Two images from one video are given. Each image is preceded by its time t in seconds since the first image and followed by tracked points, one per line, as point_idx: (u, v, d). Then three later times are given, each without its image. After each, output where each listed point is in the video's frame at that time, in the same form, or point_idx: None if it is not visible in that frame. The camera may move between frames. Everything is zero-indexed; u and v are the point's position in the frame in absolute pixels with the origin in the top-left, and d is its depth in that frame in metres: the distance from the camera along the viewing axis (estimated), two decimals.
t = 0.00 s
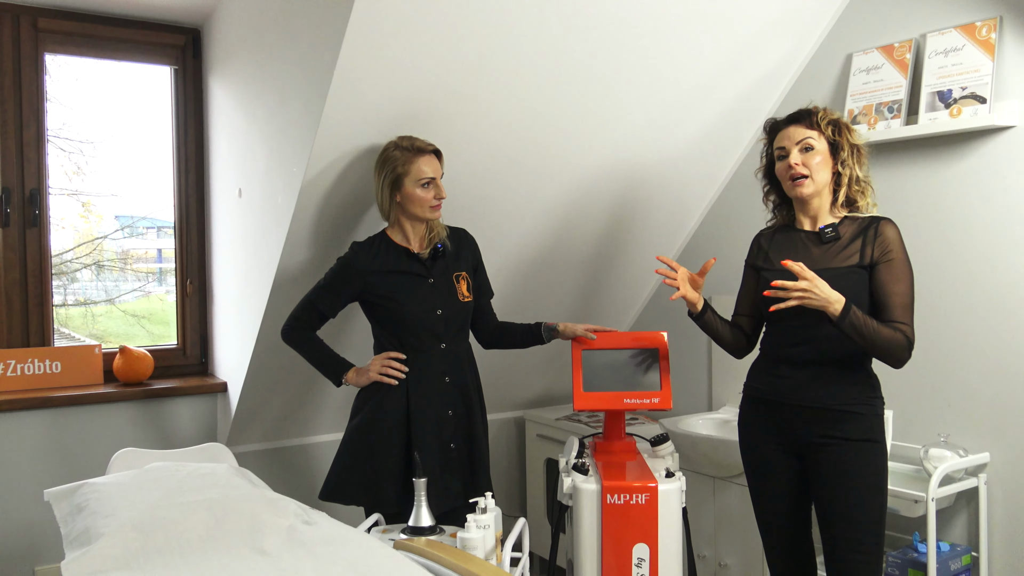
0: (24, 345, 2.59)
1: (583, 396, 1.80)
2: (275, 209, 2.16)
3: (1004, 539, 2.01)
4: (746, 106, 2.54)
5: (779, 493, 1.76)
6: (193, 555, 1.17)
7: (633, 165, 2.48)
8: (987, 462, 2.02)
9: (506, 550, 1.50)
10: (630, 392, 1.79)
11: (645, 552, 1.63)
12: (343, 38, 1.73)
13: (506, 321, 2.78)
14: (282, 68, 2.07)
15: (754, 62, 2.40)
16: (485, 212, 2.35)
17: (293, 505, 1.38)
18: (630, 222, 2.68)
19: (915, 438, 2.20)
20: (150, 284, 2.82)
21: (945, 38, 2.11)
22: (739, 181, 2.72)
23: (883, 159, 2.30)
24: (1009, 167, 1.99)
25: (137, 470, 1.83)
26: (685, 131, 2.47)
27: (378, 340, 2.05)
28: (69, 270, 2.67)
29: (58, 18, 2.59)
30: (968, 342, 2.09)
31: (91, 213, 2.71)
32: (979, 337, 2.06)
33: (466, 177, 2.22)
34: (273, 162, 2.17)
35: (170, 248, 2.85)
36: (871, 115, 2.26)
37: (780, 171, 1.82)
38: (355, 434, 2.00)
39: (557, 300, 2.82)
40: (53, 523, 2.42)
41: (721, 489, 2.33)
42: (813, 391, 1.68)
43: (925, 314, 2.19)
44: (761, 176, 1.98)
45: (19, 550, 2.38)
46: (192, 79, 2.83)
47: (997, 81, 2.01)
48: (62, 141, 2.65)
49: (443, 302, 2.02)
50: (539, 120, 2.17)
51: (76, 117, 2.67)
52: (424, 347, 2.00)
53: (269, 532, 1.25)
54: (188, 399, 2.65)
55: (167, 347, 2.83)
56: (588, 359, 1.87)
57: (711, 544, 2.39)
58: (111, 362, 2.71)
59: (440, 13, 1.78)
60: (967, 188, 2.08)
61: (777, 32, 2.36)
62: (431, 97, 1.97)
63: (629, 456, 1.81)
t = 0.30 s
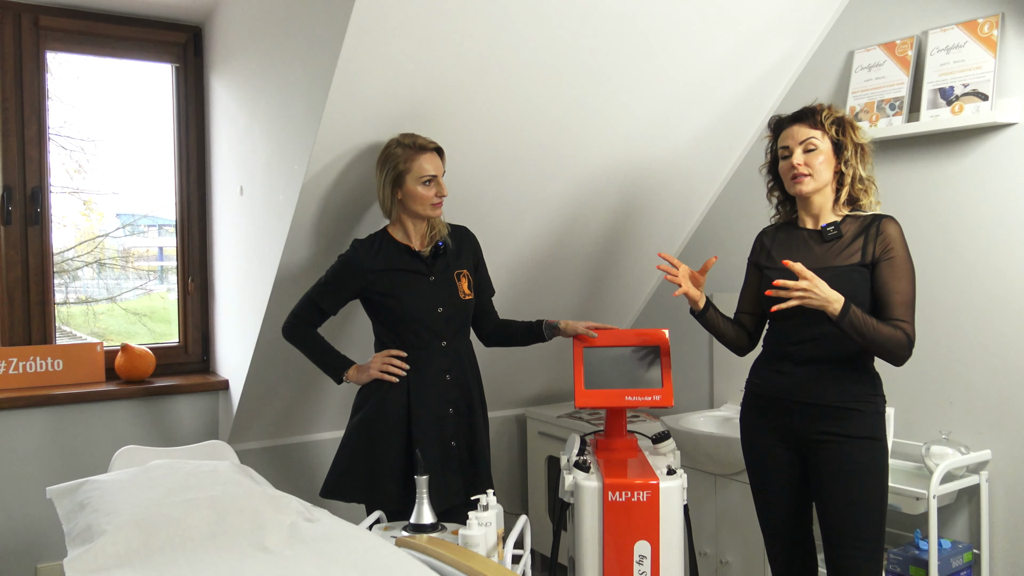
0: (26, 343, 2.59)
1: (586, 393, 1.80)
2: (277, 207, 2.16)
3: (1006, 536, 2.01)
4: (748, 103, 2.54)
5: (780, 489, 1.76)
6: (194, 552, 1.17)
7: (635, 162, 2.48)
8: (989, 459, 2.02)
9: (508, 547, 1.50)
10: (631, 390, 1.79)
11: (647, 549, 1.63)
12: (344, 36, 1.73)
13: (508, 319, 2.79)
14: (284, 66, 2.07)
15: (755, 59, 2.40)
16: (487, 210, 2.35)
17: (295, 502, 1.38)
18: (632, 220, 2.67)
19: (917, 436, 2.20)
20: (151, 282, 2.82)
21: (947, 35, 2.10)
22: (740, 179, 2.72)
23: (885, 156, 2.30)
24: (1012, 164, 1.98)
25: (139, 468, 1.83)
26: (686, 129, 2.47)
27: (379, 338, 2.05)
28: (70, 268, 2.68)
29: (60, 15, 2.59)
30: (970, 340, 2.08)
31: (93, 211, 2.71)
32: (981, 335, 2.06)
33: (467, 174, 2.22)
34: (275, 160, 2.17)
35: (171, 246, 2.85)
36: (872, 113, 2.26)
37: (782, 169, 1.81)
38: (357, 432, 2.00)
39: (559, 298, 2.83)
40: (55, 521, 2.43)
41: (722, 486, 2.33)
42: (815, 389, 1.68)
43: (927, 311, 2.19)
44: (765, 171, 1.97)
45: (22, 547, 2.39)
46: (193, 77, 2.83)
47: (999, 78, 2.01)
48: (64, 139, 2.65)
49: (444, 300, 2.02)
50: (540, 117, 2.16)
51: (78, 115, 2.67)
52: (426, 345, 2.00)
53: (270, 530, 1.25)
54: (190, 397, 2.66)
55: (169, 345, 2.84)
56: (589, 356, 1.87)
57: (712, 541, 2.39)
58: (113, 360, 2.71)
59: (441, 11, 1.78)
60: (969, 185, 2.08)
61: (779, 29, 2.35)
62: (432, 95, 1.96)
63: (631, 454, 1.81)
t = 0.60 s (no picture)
0: (28, 342, 2.60)
1: (587, 391, 1.80)
2: (279, 205, 2.17)
3: (1008, 533, 2.01)
4: (750, 101, 2.54)
5: (782, 487, 1.76)
6: (198, 549, 1.17)
7: (636, 160, 2.48)
8: (991, 456, 2.02)
9: (510, 545, 1.50)
10: (633, 387, 1.80)
11: (649, 546, 1.63)
12: (346, 34, 1.73)
13: (509, 317, 2.79)
14: (285, 64, 2.07)
15: (757, 57, 2.40)
16: (488, 208, 2.35)
17: (298, 500, 1.38)
18: (633, 218, 2.67)
19: (919, 433, 2.20)
20: (153, 281, 2.82)
21: (949, 32, 2.10)
22: (742, 176, 2.72)
23: (886, 153, 2.30)
24: (1014, 161, 1.98)
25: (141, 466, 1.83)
26: (688, 126, 2.47)
27: (381, 336, 2.05)
28: (72, 267, 2.68)
29: (61, 14, 2.59)
30: (972, 337, 2.08)
31: (94, 210, 2.71)
32: (982, 332, 2.06)
33: (468, 172, 2.22)
34: (276, 158, 2.17)
35: (172, 244, 2.85)
36: (874, 110, 2.26)
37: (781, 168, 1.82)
38: (359, 430, 2.00)
39: (560, 296, 2.83)
40: (58, 519, 2.43)
41: (724, 484, 2.33)
42: (817, 386, 1.68)
43: (929, 308, 2.19)
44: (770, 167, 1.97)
45: (25, 545, 2.39)
46: (195, 75, 2.83)
47: (1001, 75, 2.01)
48: (65, 138, 2.65)
49: (446, 298, 2.02)
50: (542, 115, 2.16)
51: (79, 113, 2.67)
52: (427, 342, 2.00)
53: (273, 528, 1.25)
54: (192, 395, 2.66)
55: (171, 344, 2.84)
56: (591, 353, 1.86)
57: (714, 539, 2.40)
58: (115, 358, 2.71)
59: (443, 9, 1.78)
60: (971, 182, 2.08)
61: (781, 27, 2.35)
62: (433, 92, 1.96)
63: (633, 451, 1.81)
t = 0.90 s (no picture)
0: (32, 341, 2.61)
1: (589, 391, 1.81)
2: (282, 205, 2.17)
3: (1010, 532, 2.01)
4: (752, 100, 2.54)
5: (783, 486, 1.76)
6: (202, 549, 1.18)
7: (638, 159, 2.48)
8: (993, 456, 2.02)
9: (513, 544, 1.51)
10: (636, 386, 1.80)
11: (652, 546, 1.64)
12: (349, 34, 1.73)
13: (512, 316, 2.79)
14: (288, 64, 2.07)
15: (759, 56, 2.40)
16: (491, 208, 2.35)
17: (301, 500, 1.38)
18: (635, 217, 2.68)
19: (922, 432, 2.20)
20: (156, 280, 2.83)
21: (951, 32, 2.10)
22: (744, 176, 2.72)
23: (889, 153, 2.29)
24: (1017, 160, 1.98)
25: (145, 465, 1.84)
26: (690, 126, 2.47)
27: (384, 336, 2.06)
28: (75, 266, 2.69)
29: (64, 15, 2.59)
30: (974, 336, 2.09)
31: (98, 210, 2.72)
32: (984, 331, 2.06)
33: (471, 172, 2.22)
34: (279, 158, 2.17)
35: (175, 244, 2.85)
36: (876, 109, 2.26)
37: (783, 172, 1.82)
38: (361, 429, 2.01)
39: (563, 295, 2.83)
40: (62, 518, 2.44)
41: (727, 483, 2.33)
42: (818, 385, 1.68)
43: (931, 308, 2.19)
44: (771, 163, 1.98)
45: (29, 544, 2.40)
46: (197, 76, 2.83)
47: (1003, 75, 2.01)
48: (69, 138, 2.66)
49: (449, 297, 2.03)
50: (544, 115, 2.17)
51: (82, 113, 2.68)
52: (429, 341, 2.01)
53: (276, 527, 1.25)
54: (195, 394, 2.67)
55: (174, 343, 2.85)
56: (594, 352, 1.87)
57: (716, 538, 2.40)
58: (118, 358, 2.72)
59: (445, 9, 1.78)
60: (974, 181, 2.08)
61: (783, 26, 2.35)
62: (436, 92, 1.97)
63: (635, 451, 1.82)
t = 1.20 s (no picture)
0: (36, 342, 2.61)
1: (592, 391, 1.81)
2: (285, 206, 2.17)
3: (1014, 533, 2.01)
4: (755, 100, 2.54)
5: (786, 486, 1.77)
6: (207, 550, 1.18)
7: (641, 160, 2.48)
8: (997, 457, 2.01)
9: (516, 545, 1.51)
10: (639, 387, 1.80)
11: (655, 547, 1.64)
12: (352, 36, 1.73)
13: (514, 317, 2.79)
14: (291, 66, 2.08)
15: (762, 56, 2.40)
16: (494, 209, 2.35)
17: (304, 500, 1.38)
18: (638, 218, 2.68)
19: (925, 433, 2.20)
20: (160, 281, 2.84)
21: (954, 31, 2.10)
22: (747, 176, 2.72)
23: (892, 153, 2.29)
24: (1020, 160, 1.98)
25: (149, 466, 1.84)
26: (693, 126, 2.47)
27: (387, 336, 2.06)
28: (79, 267, 2.69)
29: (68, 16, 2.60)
30: (977, 337, 2.08)
31: (102, 211, 2.72)
32: (988, 331, 2.06)
33: (474, 173, 2.22)
34: (282, 159, 2.18)
35: (179, 245, 2.86)
36: (880, 109, 2.25)
37: (788, 170, 1.82)
38: (364, 429, 2.01)
39: (566, 296, 2.83)
40: (66, 519, 2.45)
41: (730, 484, 2.33)
42: (820, 386, 1.68)
43: (934, 308, 2.19)
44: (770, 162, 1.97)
45: (34, 545, 2.40)
46: (201, 78, 2.84)
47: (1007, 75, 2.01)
48: (73, 139, 2.66)
49: (452, 298, 2.03)
50: (546, 116, 2.17)
51: (86, 114, 2.68)
52: (433, 341, 2.01)
53: (280, 528, 1.25)
54: (199, 395, 2.67)
55: (178, 344, 2.85)
56: (597, 353, 1.87)
57: (720, 539, 2.40)
58: (122, 359, 2.73)
59: (448, 10, 1.78)
60: (977, 182, 2.08)
61: (786, 26, 2.35)
62: (439, 93, 1.97)
63: (638, 451, 1.82)
